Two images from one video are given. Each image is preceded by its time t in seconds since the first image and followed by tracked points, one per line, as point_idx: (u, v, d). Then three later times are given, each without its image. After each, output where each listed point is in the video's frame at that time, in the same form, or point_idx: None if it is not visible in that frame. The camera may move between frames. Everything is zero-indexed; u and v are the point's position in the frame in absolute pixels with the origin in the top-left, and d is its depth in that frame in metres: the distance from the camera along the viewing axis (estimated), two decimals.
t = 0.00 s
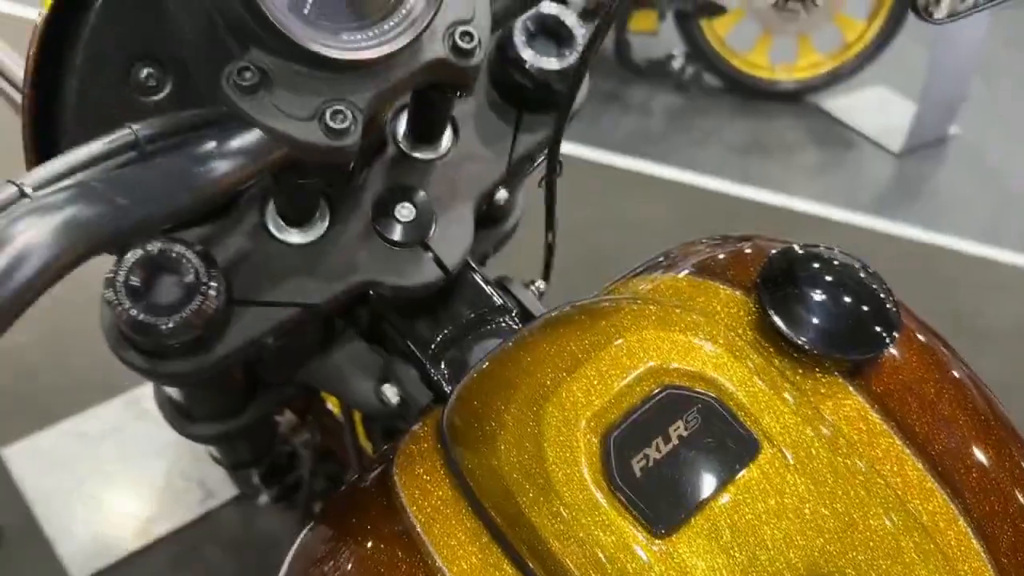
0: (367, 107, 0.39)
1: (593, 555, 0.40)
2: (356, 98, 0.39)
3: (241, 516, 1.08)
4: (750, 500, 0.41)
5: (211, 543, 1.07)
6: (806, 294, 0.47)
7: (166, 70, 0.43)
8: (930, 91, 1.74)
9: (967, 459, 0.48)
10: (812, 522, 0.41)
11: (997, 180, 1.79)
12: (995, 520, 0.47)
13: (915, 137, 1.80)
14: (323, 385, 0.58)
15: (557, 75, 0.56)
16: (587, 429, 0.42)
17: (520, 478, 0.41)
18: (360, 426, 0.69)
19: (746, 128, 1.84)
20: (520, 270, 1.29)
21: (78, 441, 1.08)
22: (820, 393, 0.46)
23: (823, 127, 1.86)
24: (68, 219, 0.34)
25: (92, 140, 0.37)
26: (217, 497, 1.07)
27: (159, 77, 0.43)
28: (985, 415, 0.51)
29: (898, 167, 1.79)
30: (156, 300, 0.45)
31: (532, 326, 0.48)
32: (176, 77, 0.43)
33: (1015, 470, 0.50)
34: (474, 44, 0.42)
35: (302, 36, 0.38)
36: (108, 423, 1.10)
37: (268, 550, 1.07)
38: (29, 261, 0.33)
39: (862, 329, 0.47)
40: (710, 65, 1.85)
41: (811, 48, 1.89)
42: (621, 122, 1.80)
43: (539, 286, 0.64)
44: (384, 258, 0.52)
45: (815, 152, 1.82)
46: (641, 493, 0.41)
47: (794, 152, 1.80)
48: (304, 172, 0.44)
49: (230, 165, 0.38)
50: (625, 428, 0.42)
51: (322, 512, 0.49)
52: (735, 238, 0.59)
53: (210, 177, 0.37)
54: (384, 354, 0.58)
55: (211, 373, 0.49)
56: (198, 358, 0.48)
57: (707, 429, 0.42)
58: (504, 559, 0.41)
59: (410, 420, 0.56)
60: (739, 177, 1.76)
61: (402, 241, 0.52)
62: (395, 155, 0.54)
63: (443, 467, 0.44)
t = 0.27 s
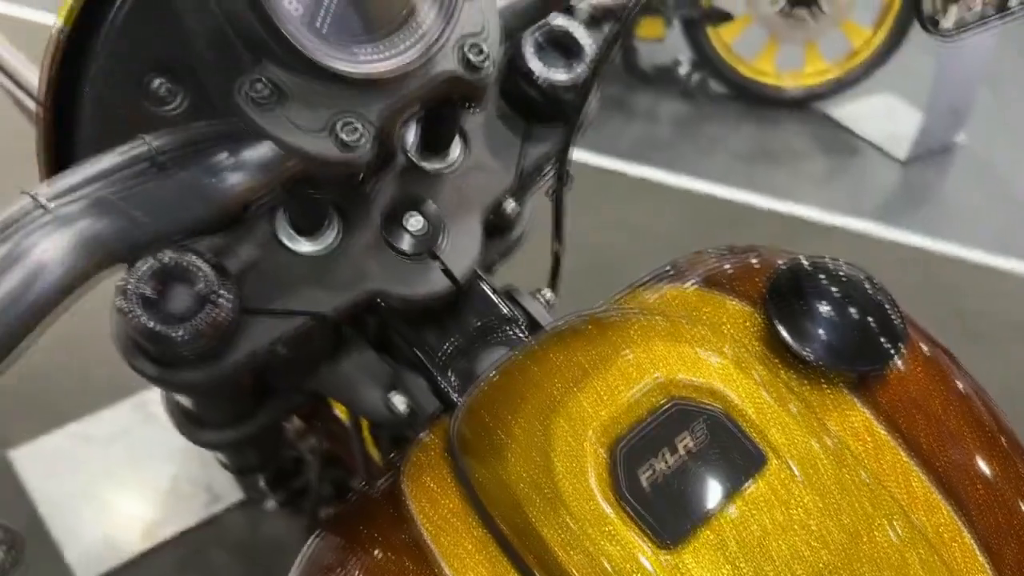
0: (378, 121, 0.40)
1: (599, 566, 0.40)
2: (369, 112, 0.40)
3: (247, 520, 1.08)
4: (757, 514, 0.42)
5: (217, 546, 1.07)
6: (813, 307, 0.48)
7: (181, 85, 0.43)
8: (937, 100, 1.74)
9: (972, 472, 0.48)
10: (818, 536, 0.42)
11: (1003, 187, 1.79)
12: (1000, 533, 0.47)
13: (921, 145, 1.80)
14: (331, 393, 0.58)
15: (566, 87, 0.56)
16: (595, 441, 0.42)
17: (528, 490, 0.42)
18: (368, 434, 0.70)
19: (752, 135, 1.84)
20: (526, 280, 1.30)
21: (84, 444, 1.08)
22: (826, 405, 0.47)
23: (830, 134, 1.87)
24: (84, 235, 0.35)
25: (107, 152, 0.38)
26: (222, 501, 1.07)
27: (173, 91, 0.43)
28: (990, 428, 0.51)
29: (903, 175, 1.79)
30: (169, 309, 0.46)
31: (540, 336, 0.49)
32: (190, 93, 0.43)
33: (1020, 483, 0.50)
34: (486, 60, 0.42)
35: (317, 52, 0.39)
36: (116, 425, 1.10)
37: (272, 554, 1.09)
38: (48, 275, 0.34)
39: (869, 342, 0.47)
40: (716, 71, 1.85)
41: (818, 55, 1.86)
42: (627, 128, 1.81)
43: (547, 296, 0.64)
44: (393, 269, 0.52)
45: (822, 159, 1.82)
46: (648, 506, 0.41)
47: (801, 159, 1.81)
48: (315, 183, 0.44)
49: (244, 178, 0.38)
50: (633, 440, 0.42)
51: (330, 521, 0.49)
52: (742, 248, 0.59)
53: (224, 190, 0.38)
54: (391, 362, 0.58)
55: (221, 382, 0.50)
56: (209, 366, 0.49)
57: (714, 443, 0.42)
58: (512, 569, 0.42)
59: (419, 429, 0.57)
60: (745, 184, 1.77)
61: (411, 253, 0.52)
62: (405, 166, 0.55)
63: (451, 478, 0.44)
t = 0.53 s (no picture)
0: (392, 135, 0.40)
1: None
2: (384, 127, 0.40)
3: (252, 522, 1.10)
4: (765, 526, 0.42)
5: (222, 549, 1.08)
6: (822, 320, 0.48)
7: (195, 95, 0.44)
8: (945, 107, 1.75)
9: (978, 485, 0.49)
10: (826, 548, 0.42)
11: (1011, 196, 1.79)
12: (1008, 548, 0.47)
13: (929, 153, 1.81)
14: (340, 401, 0.59)
15: (577, 99, 0.57)
16: (605, 453, 0.43)
17: (538, 500, 0.42)
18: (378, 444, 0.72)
19: (760, 143, 1.85)
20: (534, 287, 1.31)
21: (93, 447, 1.10)
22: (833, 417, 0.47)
23: (838, 143, 1.88)
24: (108, 248, 0.35)
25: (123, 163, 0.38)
26: (227, 504, 1.09)
27: (189, 100, 0.44)
28: (997, 442, 0.51)
29: (910, 183, 1.79)
30: (185, 319, 0.47)
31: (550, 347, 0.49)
32: (204, 103, 0.44)
33: None
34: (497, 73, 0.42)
35: (333, 68, 0.39)
36: (123, 428, 1.11)
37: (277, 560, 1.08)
38: (69, 289, 0.34)
39: (877, 356, 0.48)
40: (724, 77, 1.87)
41: (825, 62, 1.91)
42: (634, 134, 1.82)
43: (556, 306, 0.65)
44: (404, 279, 0.53)
45: (829, 167, 1.82)
46: (657, 518, 0.41)
47: (809, 166, 1.81)
48: (328, 195, 0.45)
49: (260, 191, 0.39)
50: (643, 452, 0.42)
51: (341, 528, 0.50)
52: (749, 261, 0.59)
53: (240, 203, 0.38)
54: (400, 369, 0.58)
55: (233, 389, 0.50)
56: (222, 374, 0.49)
57: (723, 455, 0.43)
58: None
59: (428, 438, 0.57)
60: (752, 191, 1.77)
61: (421, 262, 0.52)
62: (416, 176, 0.55)
63: (461, 488, 0.45)
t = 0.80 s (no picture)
0: (406, 146, 0.41)
1: None
2: (399, 138, 0.41)
3: (258, 527, 1.09)
4: (775, 537, 0.42)
5: (228, 552, 1.08)
6: (831, 331, 0.48)
7: (212, 105, 0.44)
8: (952, 114, 1.76)
9: (986, 495, 0.49)
10: (835, 559, 0.42)
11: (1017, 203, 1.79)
12: (1017, 560, 0.48)
13: (935, 159, 1.81)
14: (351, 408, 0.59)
15: (588, 110, 0.57)
16: (616, 463, 0.43)
17: (549, 509, 0.42)
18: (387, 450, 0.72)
19: (766, 149, 1.85)
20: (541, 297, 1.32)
21: (100, 450, 1.11)
22: (842, 428, 0.48)
23: (844, 149, 1.88)
24: (127, 258, 0.34)
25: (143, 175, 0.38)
26: (234, 508, 1.09)
27: (204, 111, 0.45)
28: (1006, 453, 0.51)
29: (917, 190, 1.79)
30: (200, 327, 0.47)
31: (560, 356, 0.50)
32: (223, 115, 0.44)
33: None
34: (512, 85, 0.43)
35: (351, 81, 0.39)
36: (129, 432, 1.12)
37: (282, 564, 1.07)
38: (89, 302, 0.33)
39: (886, 368, 0.48)
40: (730, 84, 1.88)
41: (832, 69, 1.92)
42: (640, 139, 1.82)
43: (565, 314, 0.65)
44: (416, 287, 0.53)
45: (835, 173, 1.83)
46: (668, 529, 0.42)
47: (815, 173, 1.81)
48: (342, 205, 0.45)
49: (276, 202, 0.39)
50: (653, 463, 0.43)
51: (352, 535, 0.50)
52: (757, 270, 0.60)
53: (256, 213, 0.38)
54: (409, 377, 0.59)
55: (247, 395, 0.50)
56: (236, 381, 0.49)
57: (733, 466, 0.43)
58: None
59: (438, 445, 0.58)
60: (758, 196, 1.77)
61: (433, 271, 0.53)
62: (427, 185, 0.56)
63: (473, 496, 0.45)
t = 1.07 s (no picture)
0: (423, 158, 0.41)
1: None
2: (416, 151, 0.41)
3: (266, 531, 1.06)
4: (788, 549, 0.42)
5: (236, 556, 1.05)
6: (844, 343, 0.49)
7: (231, 117, 0.44)
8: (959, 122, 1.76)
9: (998, 507, 0.49)
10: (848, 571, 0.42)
11: None
12: None
13: (944, 167, 1.81)
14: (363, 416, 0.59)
15: (602, 122, 0.58)
16: (630, 474, 0.43)
17: (563, 520, 0.43)
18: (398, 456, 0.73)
19: (774, 156, 1.86)
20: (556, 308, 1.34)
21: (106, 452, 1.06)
22: (853, 440, 0.48)
23: (852, 156, 1.89)
24: (151, 271, 0.34)
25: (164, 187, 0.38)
26: (243, 511, 1.05)
27: (225, 123, 0.44)
28: (1017, 465, 0.52)
29: (925, 198, 1.79)
30: (218, 336, 0.48)
31: (572, 366, 0.50)
32: (240, 127, 0.44)
33: None
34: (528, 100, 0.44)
35: (371, 94, 0.40)
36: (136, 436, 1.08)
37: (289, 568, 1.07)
38: (114, 314, 0.34)
39: (898, 380, 0.48)
40: (738, 91, 1.89)
41: (840, 76, 1.93)
42: (648, 146, 1.83)
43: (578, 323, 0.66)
44: (430, 297, 0.53)
45: (843, 181, 1.83)
46: (682, 540, 0.42)
47: (823, 180, 1.82)
48: (360, 216, 0.46)
49: (294, 213, 0.39)
50: (668, 474, 0.43)
51: (365, 543, 0.51)
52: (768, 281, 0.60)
53: (276, 224, 0.39)
54: (422, 385, 0.59)
55: (262, 403, 0.51)
56: (252, 389, 0.50)
57: (747, 478, 0.43)
58: None
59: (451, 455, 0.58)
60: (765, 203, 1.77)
61: (448, 281, 0.53)
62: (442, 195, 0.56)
63: (486, 505, 0.45)
